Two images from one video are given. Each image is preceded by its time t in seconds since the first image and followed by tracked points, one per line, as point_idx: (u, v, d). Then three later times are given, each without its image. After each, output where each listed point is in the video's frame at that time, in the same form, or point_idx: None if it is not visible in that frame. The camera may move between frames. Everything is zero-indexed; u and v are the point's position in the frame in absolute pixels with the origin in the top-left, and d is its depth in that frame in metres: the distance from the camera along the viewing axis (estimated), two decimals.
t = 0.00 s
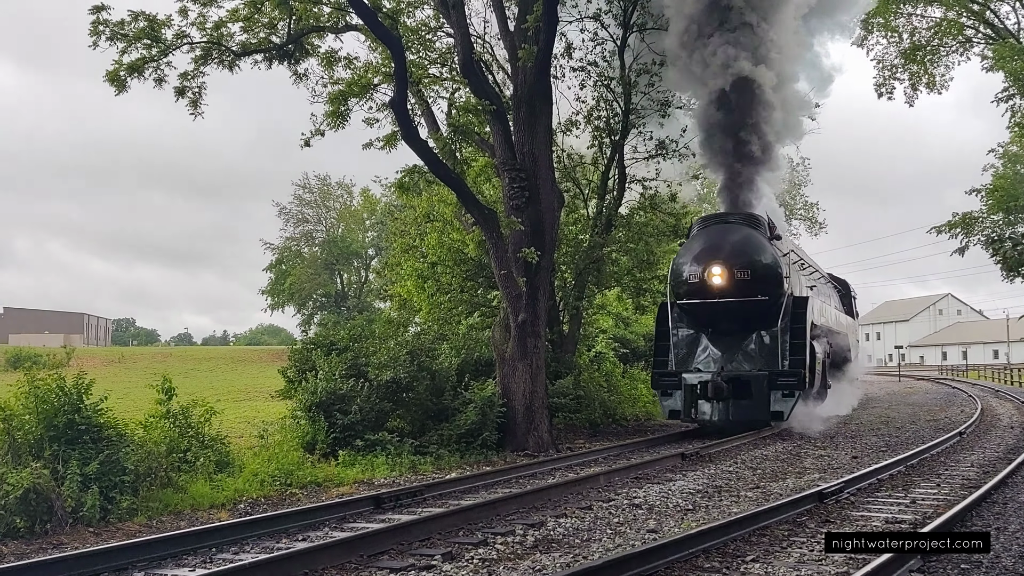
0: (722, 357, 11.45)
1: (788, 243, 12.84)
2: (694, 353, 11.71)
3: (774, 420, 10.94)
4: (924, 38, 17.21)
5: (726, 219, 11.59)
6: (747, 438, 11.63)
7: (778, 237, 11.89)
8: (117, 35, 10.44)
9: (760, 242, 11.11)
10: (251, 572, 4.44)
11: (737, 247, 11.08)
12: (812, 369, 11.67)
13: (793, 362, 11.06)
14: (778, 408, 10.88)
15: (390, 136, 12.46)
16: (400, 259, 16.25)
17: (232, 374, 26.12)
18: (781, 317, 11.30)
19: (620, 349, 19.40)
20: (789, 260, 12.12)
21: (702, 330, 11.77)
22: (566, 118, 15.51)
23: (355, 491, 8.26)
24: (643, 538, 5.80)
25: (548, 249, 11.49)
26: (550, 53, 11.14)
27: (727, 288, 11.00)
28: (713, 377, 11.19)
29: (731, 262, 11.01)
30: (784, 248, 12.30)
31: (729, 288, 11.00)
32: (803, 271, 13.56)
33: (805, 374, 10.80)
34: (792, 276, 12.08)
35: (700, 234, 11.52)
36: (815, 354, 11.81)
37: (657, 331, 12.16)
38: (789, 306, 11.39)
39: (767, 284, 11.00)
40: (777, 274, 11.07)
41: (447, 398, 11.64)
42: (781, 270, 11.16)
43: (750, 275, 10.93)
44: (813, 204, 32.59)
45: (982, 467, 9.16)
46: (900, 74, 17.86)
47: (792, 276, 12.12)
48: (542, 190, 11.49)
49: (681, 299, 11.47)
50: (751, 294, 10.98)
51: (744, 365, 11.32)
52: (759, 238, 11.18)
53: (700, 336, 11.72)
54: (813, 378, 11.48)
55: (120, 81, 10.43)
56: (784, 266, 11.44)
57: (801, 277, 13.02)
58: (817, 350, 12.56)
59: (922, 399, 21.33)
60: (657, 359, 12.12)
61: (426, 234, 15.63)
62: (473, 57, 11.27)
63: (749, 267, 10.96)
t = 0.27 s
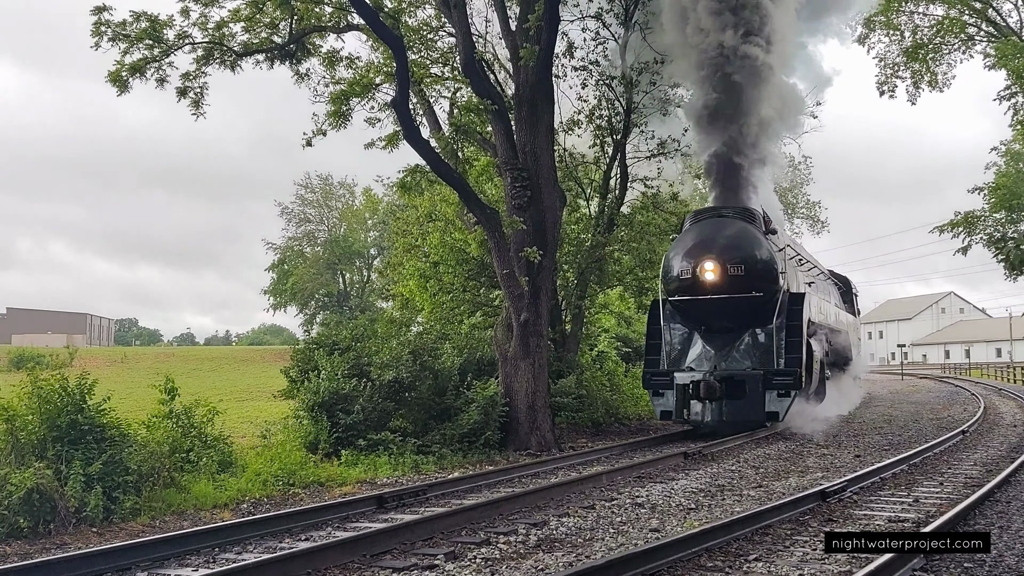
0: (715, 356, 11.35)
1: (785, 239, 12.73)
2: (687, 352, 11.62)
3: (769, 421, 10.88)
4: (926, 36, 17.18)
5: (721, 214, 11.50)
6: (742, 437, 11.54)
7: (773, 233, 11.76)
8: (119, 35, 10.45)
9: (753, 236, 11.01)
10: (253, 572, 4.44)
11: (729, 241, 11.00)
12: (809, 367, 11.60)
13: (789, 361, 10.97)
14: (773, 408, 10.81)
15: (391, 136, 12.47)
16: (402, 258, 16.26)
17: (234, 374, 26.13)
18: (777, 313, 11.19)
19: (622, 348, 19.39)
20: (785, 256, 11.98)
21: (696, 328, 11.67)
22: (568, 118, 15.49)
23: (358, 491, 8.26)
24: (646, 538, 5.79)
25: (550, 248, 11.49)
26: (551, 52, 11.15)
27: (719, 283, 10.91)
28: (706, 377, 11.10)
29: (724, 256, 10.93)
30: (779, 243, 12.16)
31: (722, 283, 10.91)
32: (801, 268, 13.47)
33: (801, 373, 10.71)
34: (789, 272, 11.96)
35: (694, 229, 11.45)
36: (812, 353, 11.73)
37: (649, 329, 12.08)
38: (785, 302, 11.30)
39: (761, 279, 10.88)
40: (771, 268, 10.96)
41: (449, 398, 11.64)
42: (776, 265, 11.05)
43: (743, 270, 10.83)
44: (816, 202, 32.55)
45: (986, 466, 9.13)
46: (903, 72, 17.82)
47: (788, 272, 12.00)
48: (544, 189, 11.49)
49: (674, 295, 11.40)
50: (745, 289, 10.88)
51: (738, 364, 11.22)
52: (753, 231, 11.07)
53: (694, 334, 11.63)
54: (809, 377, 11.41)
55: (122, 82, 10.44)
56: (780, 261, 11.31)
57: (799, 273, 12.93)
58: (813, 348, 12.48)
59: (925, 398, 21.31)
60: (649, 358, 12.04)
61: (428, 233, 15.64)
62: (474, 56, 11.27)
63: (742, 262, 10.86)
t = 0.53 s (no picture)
0: (707, 356, 11.15)
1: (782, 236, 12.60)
2: (679, 351, 11.41)
3: (763, 422, 10.67)
4: (928, 35, 17.16)
5: (713, 208, 11.30)
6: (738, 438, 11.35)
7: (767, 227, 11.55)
8: (121, 35, 10.46)
9: (746, 231, 10.81)
10: (256, 572, 4.44)
11: (721, 237, 10.81)
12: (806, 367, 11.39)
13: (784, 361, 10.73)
14: (767, 410, 10.61)
15: (393, 136, 12.48)
16: (404, 258, 16.26)
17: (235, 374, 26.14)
18: (770, 311, 11.00)
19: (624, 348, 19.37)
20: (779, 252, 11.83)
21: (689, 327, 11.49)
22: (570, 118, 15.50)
23: (360, 491, 8.27)
24: (648, 538, 5.79)
25: (552, 248, 11.49)
26: (553, 52, 11.17)
27: (710, 279, 10.75)
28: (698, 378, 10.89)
29: (715, 252, 10.73)
30: (775, 239, 11.99)
31: (713, 279, 10.74)
32: (798, 265, 13.37)
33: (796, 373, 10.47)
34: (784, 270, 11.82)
35: (685, 223, 11.24)
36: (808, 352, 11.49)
37: (640, 327, 11.87)
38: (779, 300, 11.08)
39: (753, 276, 10.71)
40: (763, 264, 10.78)
41: (451, 397, 11.66)
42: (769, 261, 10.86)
43: (735, 266, 10.64)
44: (817, 202, 32.53)
45: (988, 466, 9.11)
46: (904, 72, 17.80)
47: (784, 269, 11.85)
48: (546, 189, 11.50)
49: (664, 291, 11.20)
50: (737, 286, 10.71)
51: (730, 364, 11.01)
52: (746, 227, 10.87)
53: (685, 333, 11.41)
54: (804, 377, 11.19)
55: (124, 82, 10.45)
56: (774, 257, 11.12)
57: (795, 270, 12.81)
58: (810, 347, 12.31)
59: (926, 398, 21.31)
60: (639, 357, 11.83)
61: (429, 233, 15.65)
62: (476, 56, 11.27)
63: (734, 258, 10.68)
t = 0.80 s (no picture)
0: (698, 356, 10.76)
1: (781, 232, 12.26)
2: (669, 351, 10.99)
3: (756, 424, 10.28)
4: (931, 35, 17.12)
5: (706, 203, 10.94)
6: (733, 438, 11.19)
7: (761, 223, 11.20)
8: (122, 35, 10.47)
9: (738, 227, 10.47)
10: (257, 573, 4.43)
11: (712, 233, 10.45)
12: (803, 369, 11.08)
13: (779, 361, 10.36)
14: (761, 411, 10.23)
15: (395, 135, 12.47)
16: (405, 259, 16.27)
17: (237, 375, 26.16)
18: (766, 308, 10.62)
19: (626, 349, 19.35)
20: (776, 248, 11.46)
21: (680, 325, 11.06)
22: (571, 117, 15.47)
23: (362, 492, 8.27)
24: (650, 539, 5.78)
25: (553, 248, 11.48)
26: (555, 52, 11.18)
27: (701, 276, 10.38)
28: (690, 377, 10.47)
29: (707, 248, 10.37)
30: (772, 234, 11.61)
31: (704, 275, 10.38)
32: (799, 263, 13.03)
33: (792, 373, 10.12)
34: (782, 266, 11.47)
35: (677, 218, 10.86)
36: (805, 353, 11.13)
37: (627, 326, 11.42)
38: (775, 298, 10.70)
39: (747, 273, 10.37)
40: (757, 261, 10.44)
41: (452, 398, 11.66)
42: (764, 258, 10.52)
43: (727, 263, 10.30)
44: (820, 202, 32.50)
45: (991, 467, 9.09)
46: (907, 72, 17.76)
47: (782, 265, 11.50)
48: (547, 189, 11.50)
49: (653, 289, 10.84)
50: (730, 283, 10.36)
51: (723, 365, 10.62)
52: (739, 222, 10.52)
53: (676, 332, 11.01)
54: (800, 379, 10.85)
55: (125, 81, 10.46)
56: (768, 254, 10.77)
57: (795, 268, 12.46)
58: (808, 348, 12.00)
59: (929, 398, 21.27)
60: (626, 357, 11.38)
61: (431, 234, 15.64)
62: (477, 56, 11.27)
63: (726, 254, 10.33)
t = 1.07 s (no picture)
0: (690, 356, 10.60)
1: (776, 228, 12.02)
2: (661, 352, 10.81)
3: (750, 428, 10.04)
4: (935, 35, 17.09)
5: (699, 197, 10.73)
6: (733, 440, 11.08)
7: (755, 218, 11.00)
8: (127, 37, 10.50)
9: (731, 223, 10.27)
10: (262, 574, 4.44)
11: (704, 228, 10.26)
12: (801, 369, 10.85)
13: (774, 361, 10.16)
14: (755, 414, 10.01)
15: (399, 136, 12.48)
16: (409, 260, 16.28)
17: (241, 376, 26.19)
18: (760, 307, 10.49)
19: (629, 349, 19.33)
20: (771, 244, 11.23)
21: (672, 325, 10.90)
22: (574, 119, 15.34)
23: (366, 492, 8.28)
24: (654, 540, 5.77)
25: (557, 248, 11.48)
26: (559, 53, 11.19)
27: (693, 273, 10.20)
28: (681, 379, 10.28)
29: (699, 244, 10.17)
30: (766, 230, 11.38)
31: (695, 272, 10.20)
32: (796, 260, 12.80)
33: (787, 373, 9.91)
34: (777, 263, 11.21)
35: (669, 212, 10.65)
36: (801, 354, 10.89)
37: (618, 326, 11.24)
38: (769, 296, 10.52)
39: (740, 270, 10.19)
40: (750, 258, 10.25)
41: (456, 399, 11.68)
42: (757, 255, 10.33)
43: (720, 260, 10.11)
44: (824, 203, 32.44)
45: (995, 467, 9.06)
46: (911, 72, 17.73)
47: (777, 262, 11.25)
48: (551, 190, 11.50)
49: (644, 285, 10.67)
50: (723, 280, 10.18)
51: (715, 366, 10.43)
52: (733, 218, 10.32)
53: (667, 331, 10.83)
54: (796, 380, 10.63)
55: (130, 83, 10.49)
56: (762, 250, 10.57)
57: (792, 266, 12.20)
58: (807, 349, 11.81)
59: (933, 399, 21.19)
60: (617, 358, 11.19)
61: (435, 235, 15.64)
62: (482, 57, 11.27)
63: (719, 250, 10.13)
